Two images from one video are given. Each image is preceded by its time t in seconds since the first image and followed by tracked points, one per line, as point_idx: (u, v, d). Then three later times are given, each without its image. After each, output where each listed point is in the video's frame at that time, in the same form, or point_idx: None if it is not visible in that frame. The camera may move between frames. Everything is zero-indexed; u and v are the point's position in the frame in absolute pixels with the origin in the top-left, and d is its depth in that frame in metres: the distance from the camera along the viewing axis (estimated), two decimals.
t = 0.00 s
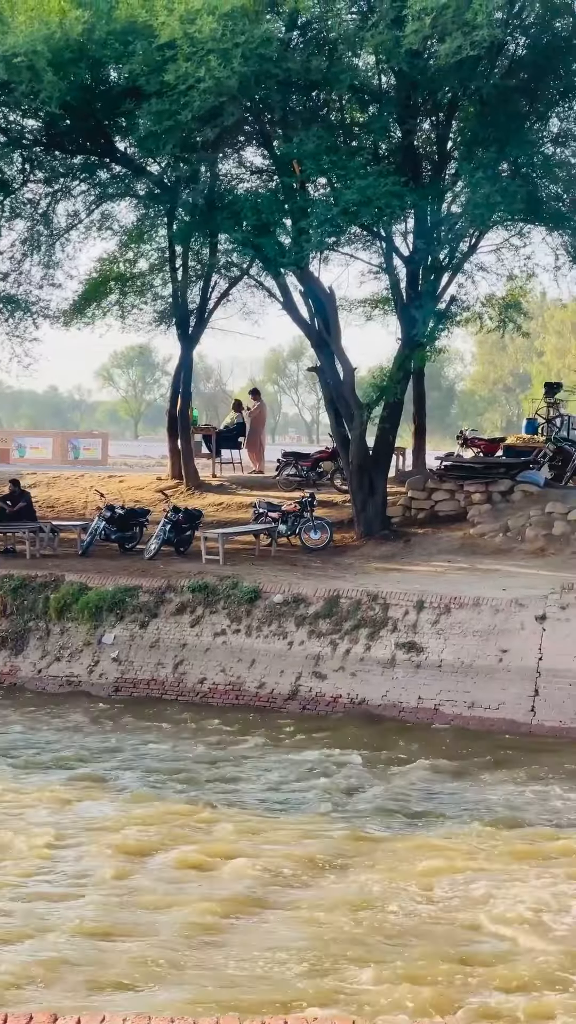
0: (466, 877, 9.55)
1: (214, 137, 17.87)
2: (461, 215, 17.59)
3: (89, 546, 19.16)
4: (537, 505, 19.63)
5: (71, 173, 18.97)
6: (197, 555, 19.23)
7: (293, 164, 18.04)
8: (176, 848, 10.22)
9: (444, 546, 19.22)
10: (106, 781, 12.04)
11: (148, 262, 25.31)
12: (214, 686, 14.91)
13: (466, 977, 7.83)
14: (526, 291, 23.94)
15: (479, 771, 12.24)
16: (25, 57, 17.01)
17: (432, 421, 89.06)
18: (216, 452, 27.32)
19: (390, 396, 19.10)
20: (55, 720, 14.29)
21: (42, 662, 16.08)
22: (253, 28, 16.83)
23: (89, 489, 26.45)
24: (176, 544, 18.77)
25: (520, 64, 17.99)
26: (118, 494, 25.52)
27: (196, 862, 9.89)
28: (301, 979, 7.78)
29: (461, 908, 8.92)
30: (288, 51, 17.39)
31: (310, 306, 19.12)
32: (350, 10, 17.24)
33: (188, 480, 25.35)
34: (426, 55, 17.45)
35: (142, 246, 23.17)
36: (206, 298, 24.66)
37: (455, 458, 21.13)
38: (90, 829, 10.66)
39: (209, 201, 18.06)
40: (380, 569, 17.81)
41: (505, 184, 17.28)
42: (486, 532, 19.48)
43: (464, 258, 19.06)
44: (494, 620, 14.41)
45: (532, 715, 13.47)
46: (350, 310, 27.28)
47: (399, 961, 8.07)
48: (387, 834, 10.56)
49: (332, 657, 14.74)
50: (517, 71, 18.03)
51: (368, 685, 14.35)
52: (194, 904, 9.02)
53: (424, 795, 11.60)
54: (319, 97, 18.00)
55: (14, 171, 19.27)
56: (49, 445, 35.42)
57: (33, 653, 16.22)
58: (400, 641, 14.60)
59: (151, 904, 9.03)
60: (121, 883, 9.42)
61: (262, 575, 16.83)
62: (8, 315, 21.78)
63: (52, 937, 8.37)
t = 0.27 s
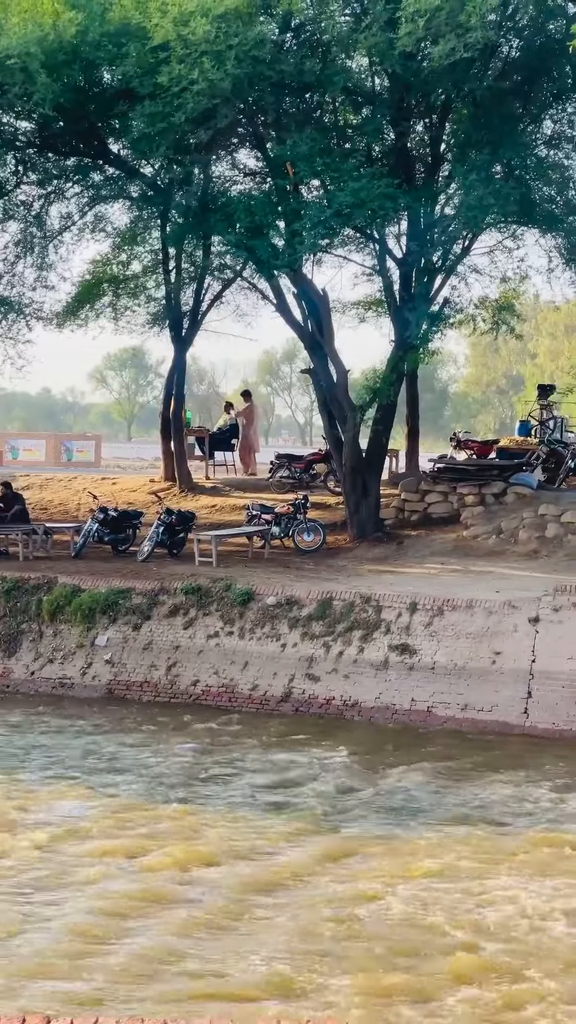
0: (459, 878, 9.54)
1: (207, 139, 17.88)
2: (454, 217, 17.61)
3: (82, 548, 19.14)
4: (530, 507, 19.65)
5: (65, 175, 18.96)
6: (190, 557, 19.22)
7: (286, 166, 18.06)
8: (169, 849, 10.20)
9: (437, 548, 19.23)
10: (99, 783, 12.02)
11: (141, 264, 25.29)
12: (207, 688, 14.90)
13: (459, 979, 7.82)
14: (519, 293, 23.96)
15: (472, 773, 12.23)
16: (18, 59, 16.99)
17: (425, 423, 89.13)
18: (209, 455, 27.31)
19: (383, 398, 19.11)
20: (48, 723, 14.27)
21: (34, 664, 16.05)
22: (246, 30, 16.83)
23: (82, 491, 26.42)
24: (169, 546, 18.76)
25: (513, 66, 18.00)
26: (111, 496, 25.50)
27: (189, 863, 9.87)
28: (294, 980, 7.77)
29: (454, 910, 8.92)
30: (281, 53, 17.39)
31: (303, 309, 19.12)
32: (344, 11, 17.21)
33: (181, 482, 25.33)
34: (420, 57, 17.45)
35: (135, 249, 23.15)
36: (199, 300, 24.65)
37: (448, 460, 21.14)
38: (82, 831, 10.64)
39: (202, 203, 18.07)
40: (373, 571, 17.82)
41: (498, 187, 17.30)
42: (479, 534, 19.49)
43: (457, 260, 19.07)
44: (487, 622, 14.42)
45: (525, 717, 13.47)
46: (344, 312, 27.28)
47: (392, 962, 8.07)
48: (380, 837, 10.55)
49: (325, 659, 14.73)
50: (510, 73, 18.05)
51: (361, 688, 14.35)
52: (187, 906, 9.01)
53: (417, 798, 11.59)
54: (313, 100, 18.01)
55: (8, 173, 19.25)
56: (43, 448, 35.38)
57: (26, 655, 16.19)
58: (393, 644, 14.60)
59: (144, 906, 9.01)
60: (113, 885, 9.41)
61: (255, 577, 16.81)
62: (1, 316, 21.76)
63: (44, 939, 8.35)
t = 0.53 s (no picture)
0: (455, 880, 9.55)
1: (203, 141, 17.87)
2: (449, 218, 17.62)
3: (77, 549, 19.12)
4: (525, 509, 19.66)
5: (60, 176, 18.94)
6: (185, 559, 19.20)
7: (282, 168, 18.05)
8: (165, 851, 10.19)
9: (432, 549, 19.24)
10: (94, 785, 12.01)
11: (137, 265, 25.28)
12: (202, 689, 14.88)
13: (455, 980, 7.83)
14: (514, 295, 23.98)
15: (468, 774, 12.23)
16: (13, 60, 16.99)
17: (420, 424, 89.20)
18: (204, 456, 27.32)
19: (379, 399, 19.11)
20: (43, 724, 14.25)
21: (29, 666, 16.03)
22: (241, 31, 16.82)
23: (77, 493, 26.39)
24: (164, 547, 18.74)
25: (508, 68, 18.02)
26: (106, 497, 25.48)
27: (185, 865, 9.86)
28: (290, 981, 7.77)
29: (450, 911, 8.92)
30: (277, 54, 17.39)
31: (298, 310, 19.12)
32: (339, 13, 17.21)
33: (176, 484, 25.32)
34: (415, 59, 17.46)
35: (130, 250, 23.14)
36: (195, 301, 24.64)
37: (443, 462, 21.15)
38: (77, 833, 10.63)
39: (197, 205, 18.07)
40: (369, 573, 17.82)
41: (494, 188, 17.32)
42: (474, 536, 19.50)
43: (452, 261, 19.09)
44: (482, 624, 14.42)
45: (520, 719, 13.48)
46: (339, 314, 27.29)
47: (389, 964, 8.07)
48: (376, 838, 10.55)
49: (320, 661, 14.73)
50: (506, 75, 18.07)
51: (356, 689, 14.35)
52: (182, 907, 9.00)
53: (413, 799, 11.59)
54: (308, 101, 18.02)
55: (3, 174, 19.24)
56: (38, 449, 35.34)
57: (21, 657, 16.16)
58: (388, 645, 14.60)
59: (140, 907, 9.01)
60: (108, 887, 9.40)
61: (250, 579, 16.80)
62: None
63: (39, 940, 8.34)
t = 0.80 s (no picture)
0: (453, 880, 9.55)
1: (200, 141, 17.87)
2: (447, 219, 17.63)
3: (74, 550, 19.11)
4: (522, 510, 19.66)
5: (57, 177, 18.92)
6: (182, 559, 19.20)
7: (279, 168, 18.05)
8: (163, 852, 10.19)
9: (429, 550, 19.24)
10: (91, 785, 12.00)
11: (134, 266, 25.28)
12: (199, 690, 14.87)
13: (453, 981, 7.82)
14: (512, 296, 23.99)
15: (465, 775, 12.23)
16: (10, 61, 16.99)
17: (418, 425, 89.21)
18: (201, 456, 27.32)
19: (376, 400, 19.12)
20: (40, 725, 14.24)
21: (26, 666, 16.01)
22: (239, 32, 16.82)
23: (74, 493, 26.37)
24: (161, 548, 18.74)
25: (506, 68, 18.02)
26: (104, 498, 25.49)
27: (183, 866, 9.86)
28: (289, 983, 7.77)
29: (448, 912, 8.92)
30: (274, 55, 17.40)
31: (295, 311, 19.13)
32: (337, 13, 17.21)
33: (173, 484, 25.30)
34: (412, 59, 17.46)
35: (128, 251, 23.13)
36: (192, 301, 24.62)
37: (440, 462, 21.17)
38: (75, 834, 10.62)
39: (195, 205, 18.07)
40: (366, 574, 17.83)
41: (491, 189, 17.34)
42: (472, 537, 19.50)
43: (449, 262, 19.10)
44: (479, 625, 14.44)
45: (517, 719, 13.48)
46: (337, 315, 27.29)
47: (387, 965, 8.07)
48: (373, 839, 10.54)
49: (317, 662, 14.73)
50: (503, 76, 18.09)
51: (353, 690, 14.35)
52: (180, 908, 9.00)
53: (410, 800, 11.59)
54: (305, 101, 18.02)
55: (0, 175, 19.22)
56: (35, 450, 35.31)
57: (18, 657, 16.16)
58: (385, 646, 14.61)
59: (138, 908, 9.00)
60: (106, 888, 9.39)
61: (247, 579, 16.81)
62: None
63: (37, 941, 8.33)
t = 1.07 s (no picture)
0: (451, 881, 9.55)
1: (200, 142, 17.88)
2: (446, 220, 17.64)
3: (74, 550, 19.11)
4: (522, 510, 19.67)
5: (57, 178, 18.93)
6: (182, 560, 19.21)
7: (279, 169, 18.06)
8: (163, 853, 10.19)
9: (429, 551, 19.25)
10: (91, 786, 12.00)
11: (134, 266, 25.28)
12: (198, 690, 14.88)
13: (454, 982, 7.82)
14: (511, 297, 24.01)
15: (465, 776, 12.24)
16: (10, 61, 17.00)
17: (417, 426, 89.22)
18: (201, 456, 27.34)
19: (375, 400, 19.13)
20: (39, 725, 14.24)
21: (26, 667, 16.01)
22: (238, 32, 16.83)
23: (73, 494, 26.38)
24: (160, 548, 18.74)
25: (505, 69, 18.03)
26: (103, 498, 25.49)
27: (182, 866, 9.86)
28: (289, 984, 7.77)
29: (448, 912, 8.92)
30: (274, 55, 17.42)
31: (295, 312, 19.14)
32: (337, 14, 17.21)
33: (173, 485, 25.30)
34: (412, 60, 17.48)
35: (128, 251, 23.15)
36: (192, 302, 24.62)
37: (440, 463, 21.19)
38: (75, 834, 10.62)
39: (194, 206, 18.08)
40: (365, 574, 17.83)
41: (491, 190, 17.36)
42: (471, 537, 19.50)
43: (449, 263, 19.11)
44: (479, 625, 14.45)
45: (516, 719, 13.48)
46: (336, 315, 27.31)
47: (387, 965, 8.07)
48: (373, 839, 10.55)
49: (317, 662, 14.74)
50: (502, 77, 18.10)
51: (353, 690, 14.35)
52: (179, 908, 9.00)
53: (410, 800, 11.59)
54: (305, 102, 18.04)
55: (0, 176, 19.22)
56: (35, 451, 35.30)
57: (18, 657, 16.16)
58: (385, 646, 14.62)
59: (137, 909, 9.00)
60: (107, 888, 9.39)
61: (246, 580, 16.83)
62: None
63: (37, 941, 8.33)
